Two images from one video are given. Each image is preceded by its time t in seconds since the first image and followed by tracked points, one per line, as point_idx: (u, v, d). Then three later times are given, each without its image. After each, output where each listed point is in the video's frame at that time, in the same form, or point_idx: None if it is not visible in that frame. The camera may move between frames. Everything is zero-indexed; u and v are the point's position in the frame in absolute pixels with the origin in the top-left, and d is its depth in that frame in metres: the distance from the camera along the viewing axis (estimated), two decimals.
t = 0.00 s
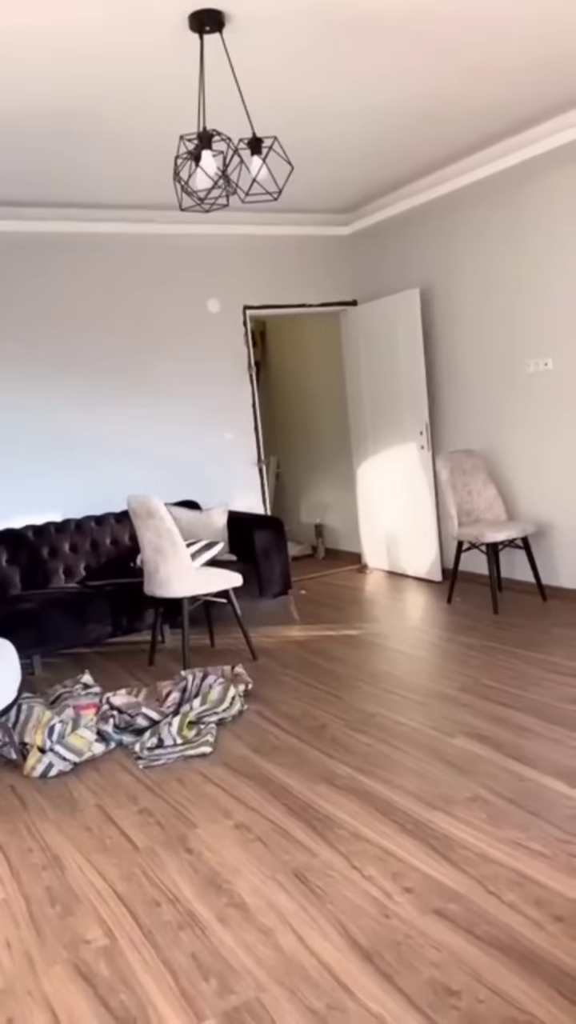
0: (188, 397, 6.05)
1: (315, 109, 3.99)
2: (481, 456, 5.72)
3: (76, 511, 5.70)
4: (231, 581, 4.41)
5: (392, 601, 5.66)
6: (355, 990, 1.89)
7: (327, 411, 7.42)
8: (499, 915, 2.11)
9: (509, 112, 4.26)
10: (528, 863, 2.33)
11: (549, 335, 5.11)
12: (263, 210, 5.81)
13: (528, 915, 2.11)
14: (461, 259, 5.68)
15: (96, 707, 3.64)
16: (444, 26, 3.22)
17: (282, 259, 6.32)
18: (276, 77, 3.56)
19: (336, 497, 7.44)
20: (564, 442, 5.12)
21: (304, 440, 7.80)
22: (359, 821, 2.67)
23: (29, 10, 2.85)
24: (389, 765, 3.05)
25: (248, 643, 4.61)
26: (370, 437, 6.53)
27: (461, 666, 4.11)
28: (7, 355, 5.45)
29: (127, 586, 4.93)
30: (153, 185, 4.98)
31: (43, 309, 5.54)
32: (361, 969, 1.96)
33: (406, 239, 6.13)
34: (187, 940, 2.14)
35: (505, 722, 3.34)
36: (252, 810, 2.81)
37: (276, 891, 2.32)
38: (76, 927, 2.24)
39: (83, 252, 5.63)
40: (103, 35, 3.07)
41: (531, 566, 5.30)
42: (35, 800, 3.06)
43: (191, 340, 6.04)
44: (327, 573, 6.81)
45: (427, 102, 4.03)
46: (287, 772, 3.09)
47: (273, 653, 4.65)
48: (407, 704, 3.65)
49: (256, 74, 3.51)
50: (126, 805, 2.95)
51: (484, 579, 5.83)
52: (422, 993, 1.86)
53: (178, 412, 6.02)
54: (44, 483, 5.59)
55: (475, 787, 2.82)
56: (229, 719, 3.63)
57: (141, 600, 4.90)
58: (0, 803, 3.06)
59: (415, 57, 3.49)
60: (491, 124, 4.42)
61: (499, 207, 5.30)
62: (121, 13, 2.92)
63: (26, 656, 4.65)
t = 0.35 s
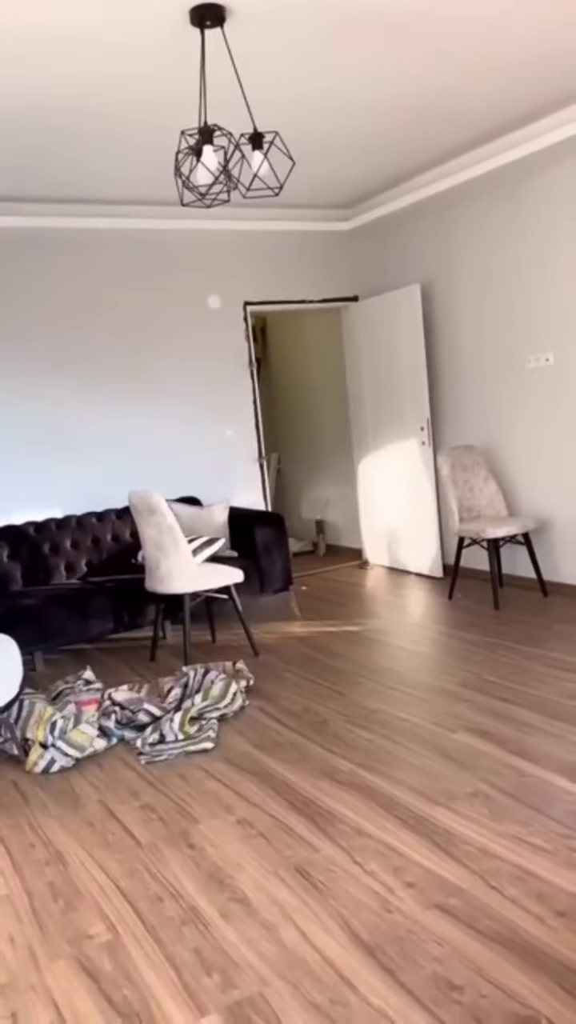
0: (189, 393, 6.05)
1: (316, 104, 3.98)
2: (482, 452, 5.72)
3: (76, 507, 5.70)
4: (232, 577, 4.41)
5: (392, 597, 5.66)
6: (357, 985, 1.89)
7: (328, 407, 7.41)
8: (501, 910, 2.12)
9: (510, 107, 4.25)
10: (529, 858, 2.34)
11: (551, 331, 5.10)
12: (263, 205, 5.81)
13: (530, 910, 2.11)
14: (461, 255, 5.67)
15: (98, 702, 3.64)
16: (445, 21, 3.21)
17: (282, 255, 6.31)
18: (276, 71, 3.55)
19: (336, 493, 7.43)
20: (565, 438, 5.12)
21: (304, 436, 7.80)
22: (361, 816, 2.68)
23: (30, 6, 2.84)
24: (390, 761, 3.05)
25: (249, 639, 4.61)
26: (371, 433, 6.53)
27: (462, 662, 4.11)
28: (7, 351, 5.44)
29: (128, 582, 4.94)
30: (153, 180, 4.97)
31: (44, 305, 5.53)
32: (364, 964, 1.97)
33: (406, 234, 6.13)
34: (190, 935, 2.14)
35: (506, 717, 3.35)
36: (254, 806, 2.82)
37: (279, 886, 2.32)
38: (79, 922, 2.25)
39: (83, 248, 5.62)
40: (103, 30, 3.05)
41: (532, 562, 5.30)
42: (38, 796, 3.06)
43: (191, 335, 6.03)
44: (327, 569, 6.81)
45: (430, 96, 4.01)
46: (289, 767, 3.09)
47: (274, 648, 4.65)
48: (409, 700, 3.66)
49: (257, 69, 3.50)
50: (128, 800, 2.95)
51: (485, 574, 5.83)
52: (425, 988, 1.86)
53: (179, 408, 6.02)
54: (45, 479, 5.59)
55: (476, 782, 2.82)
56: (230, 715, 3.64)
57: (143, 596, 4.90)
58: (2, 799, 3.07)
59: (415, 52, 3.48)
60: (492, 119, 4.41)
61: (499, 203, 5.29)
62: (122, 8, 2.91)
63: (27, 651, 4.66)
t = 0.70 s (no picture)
0: (190, 391, 6.04)
1: (316, 100, 3.96)
2: (483, 448, 5.71)
3: (77, 506, 5.70)
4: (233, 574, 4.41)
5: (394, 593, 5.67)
6: (361, 983, 1.89)
7: (329, 404, 7.41)
8: (505, 907, 2.12)
9: (510, 102, 4.23)
10: (533, 855, 2.34)
11: (552, 326, 5.08)
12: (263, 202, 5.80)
13: (534, 907, 2.11)
14: (461, 251, 5.66)
15: (100, 700, 3.64)
16: (445, 17, 3.19)
17: (282, 251, 6.30)
18: (276, 68, 3.54)
19: (337, 490, 7.43)
20: (566, 434, 5.11)
21: (305, 433, 7.79)
22: (364, 813, 2.68)
23: (29, 5, 2.83)
24: (393, 758, 3.05)
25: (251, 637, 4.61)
26: (371, 429, 6.52)
27: (463, 658, 4.11)
28: (7, 350, 5.44)
29: (130, 581, 4.93)
30: (153, 178, 4.96)
31: (43, 304, 5.52)
32: (368, 961, 1.96)
33: (406, 230, 6.11)
34: (193, 933, 2.14)
35: (508, 714, 3.34)
36: (257, 803, 2.82)
37: (282, 884, 2.32)
38: (82, 920, 2.25)
39: (83, 246, 5.61)
40: (103, 29, 3.04)
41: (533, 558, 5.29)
42: (40, 794, 3.06)
43: (192, 333, 6.02)
44: (329, 566, 6.81)
45: (431, 92, 4.00)
46: (292, 764, 3.09)
47: (276, 646, 4.65)
48: (411, 696, 3.66)
49: (256, 65, 3.49)
50: (130, 798, 2.95)
51: (486, 571, 5.83)
52: (429, 985, 1.86)
53: (180, 406, 6.02)
54: (46, 478, 5.58)
55: (479, 779, 2.82)
56: (232, 712, 3.64)
57: (144, 594, 4.90)
58: (5, 797, 3.07)
59: (415, 48, 3.46)
60: (492, 115, 4.39)
61: (499, 198, 5.28)
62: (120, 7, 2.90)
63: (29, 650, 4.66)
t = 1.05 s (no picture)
0: (190, 389, 6.04)
1: (315, 98, 3.95)
2: (483, 446, 5.70)
3: (78, 505, 5.70)
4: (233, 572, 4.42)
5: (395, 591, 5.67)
6: (363, 981, 1.89)
7: (329, 402, 7.40)
8: (507, 905, 2.12)
9: (510, 99, 4.22)
10: (535, 852, 2.34)
11: (552, 324, 5.08)
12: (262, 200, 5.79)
13: (536, 905, 2.11)
14: (460, 249, 5.65)
15: (101, 699, 3.64)
16: (444, 14, 3.19)
17: (282, 249, 6.30)
18: (275, 66, 3.53)
19: (338, 489, 7.42)
20: (566, 431, 5.11)
21: (305, 431, 7.79)
22: (365, 811, 2.68)
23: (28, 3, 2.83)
24: (394, 756, 3.05)
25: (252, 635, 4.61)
26: (372, 427, 6.52)
27: (465, 656, 4.11)
28: (8, 349, 5.44)
29: (130, 579, 4.93)
30: (153, 176, 4.95)
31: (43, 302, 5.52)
32: (370, 959, 1.97)
33: (406, 228, 6.11)
34: (195, 931, 2.14)
35: (510, 711, 3.34)
36: (258, 801, 2.82)
37: (284, 882, 2.33)
38: (84, 918, 2.25)
39: (82, 245, 5.60)
40: (102, 27, 3.04)
41: (534, 556, 5.29)
42: (42, 793, 3.06)
43: (192, 331, 6.02)
44: (329, 564, 6.81)
45: (431, 89, 3.98)
46: (293, 763, 3.09)
47: (277, 644, 4.65)
48: (412, 694, 3.66)
49: (256, 64, 3.48)
50: (132, 797, 2.96)
51: (487, 568, 5.83)
52: (431, 983, 1.87)
53: (180, 404, 6.01)
54: (47, 477, 5.58)
55: (481, 776, 2.82)
56: (234, 711, 3.64)
57: (144, 593, 4.90)
58: (7, 796, 3.07)
59: (415, 45, 3.45)
60: (493, 112, 4.38)
61: (499, 196, 5.27)
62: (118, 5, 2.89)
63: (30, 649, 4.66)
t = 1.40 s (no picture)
0: (189, 386, 6.04)
1: (313, 94, 3.95)
2: (482, 442, 5.70)
3: (77, 503, 5.70)
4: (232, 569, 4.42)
5: (394, 588, 5.67)
6: (362, 976, 1.90)
7: (328, 399, 7.40)
8: (505, 899, 2.12)
9: (508, 95, 4.22)
10: (533, 847, 2.34)
11: (551, 319, 5.08)
12: (260, 197, 5.79)
13: (534, 899, 2.11)
14: (459, 246, 5.66)
15: (101, 696, 3.64)
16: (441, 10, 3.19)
17: (281, 247, 6.30)
18: (273, 61, 3.53)
19: (337, 486, 7.42)
20: (565, 427, 5.11)
21: (304, 429, 7.79)
22: (364, 807, 2.68)
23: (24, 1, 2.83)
24: (393, 752, 3.06)
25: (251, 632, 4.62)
26: (371, 424, 6.52)
27: (464, 652, 4.12)
28: (7, 347, 5.44)
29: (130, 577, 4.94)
30: (151, 174, 4.96)
31: (42, 300, 5.52)
32: (369, 954, 1.97)
33: (404, 225, 6.11)
34: (195, 926, 2.15)
35: (509, 707, 3.35)
36: (257, 797, 2.83)
37: (283, 877, 2.33)
38: (84, 914, 2.26)
39: (81, 243, 5.60)
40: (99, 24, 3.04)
41: (533, 552, 5.30)
42: (42, 790, 3.07)
43: (191, 329, 6.02)
44: (329, 561, 6.82)
45: (429, 85, 3.98)
46: (292, 759, 3.10)
47: (276, 641, 4.66)
48: (411, 691, 3.66)
49: (254, 60, 3.48)
50: (131, 793, 2.96)
51: (486, 565, 5.83)
52: (430, 977, 1.87)
53: (179, 402, 6.01)
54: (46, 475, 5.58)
55: (480, 772, 2.83)
56: (233, 707, 3.65)
57: (144, 590, 4.91)
58: (6, 793, 3.08)
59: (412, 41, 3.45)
60: (490, 108, 4.38)
61: (497, 193, 5.27)
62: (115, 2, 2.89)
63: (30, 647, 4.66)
